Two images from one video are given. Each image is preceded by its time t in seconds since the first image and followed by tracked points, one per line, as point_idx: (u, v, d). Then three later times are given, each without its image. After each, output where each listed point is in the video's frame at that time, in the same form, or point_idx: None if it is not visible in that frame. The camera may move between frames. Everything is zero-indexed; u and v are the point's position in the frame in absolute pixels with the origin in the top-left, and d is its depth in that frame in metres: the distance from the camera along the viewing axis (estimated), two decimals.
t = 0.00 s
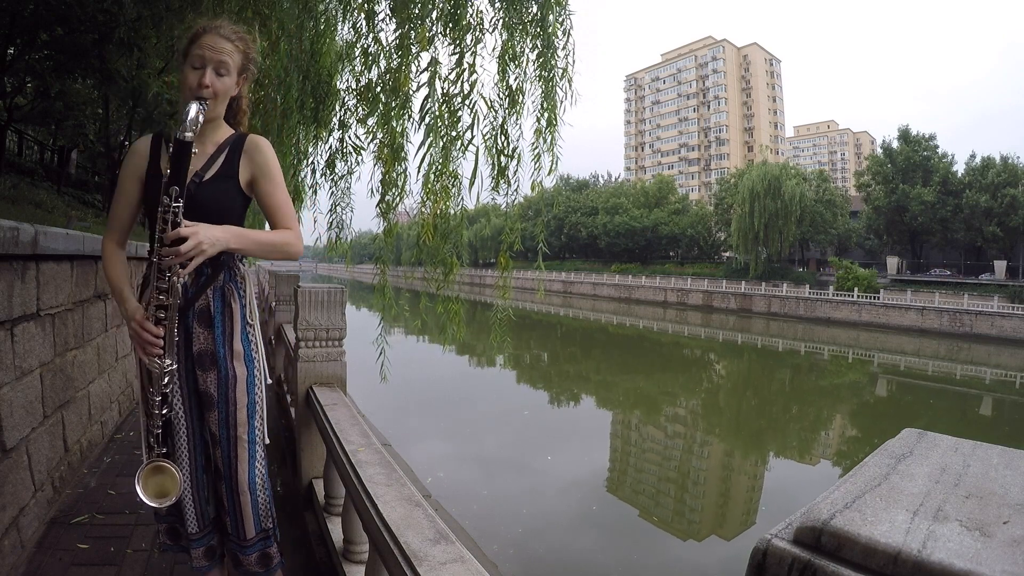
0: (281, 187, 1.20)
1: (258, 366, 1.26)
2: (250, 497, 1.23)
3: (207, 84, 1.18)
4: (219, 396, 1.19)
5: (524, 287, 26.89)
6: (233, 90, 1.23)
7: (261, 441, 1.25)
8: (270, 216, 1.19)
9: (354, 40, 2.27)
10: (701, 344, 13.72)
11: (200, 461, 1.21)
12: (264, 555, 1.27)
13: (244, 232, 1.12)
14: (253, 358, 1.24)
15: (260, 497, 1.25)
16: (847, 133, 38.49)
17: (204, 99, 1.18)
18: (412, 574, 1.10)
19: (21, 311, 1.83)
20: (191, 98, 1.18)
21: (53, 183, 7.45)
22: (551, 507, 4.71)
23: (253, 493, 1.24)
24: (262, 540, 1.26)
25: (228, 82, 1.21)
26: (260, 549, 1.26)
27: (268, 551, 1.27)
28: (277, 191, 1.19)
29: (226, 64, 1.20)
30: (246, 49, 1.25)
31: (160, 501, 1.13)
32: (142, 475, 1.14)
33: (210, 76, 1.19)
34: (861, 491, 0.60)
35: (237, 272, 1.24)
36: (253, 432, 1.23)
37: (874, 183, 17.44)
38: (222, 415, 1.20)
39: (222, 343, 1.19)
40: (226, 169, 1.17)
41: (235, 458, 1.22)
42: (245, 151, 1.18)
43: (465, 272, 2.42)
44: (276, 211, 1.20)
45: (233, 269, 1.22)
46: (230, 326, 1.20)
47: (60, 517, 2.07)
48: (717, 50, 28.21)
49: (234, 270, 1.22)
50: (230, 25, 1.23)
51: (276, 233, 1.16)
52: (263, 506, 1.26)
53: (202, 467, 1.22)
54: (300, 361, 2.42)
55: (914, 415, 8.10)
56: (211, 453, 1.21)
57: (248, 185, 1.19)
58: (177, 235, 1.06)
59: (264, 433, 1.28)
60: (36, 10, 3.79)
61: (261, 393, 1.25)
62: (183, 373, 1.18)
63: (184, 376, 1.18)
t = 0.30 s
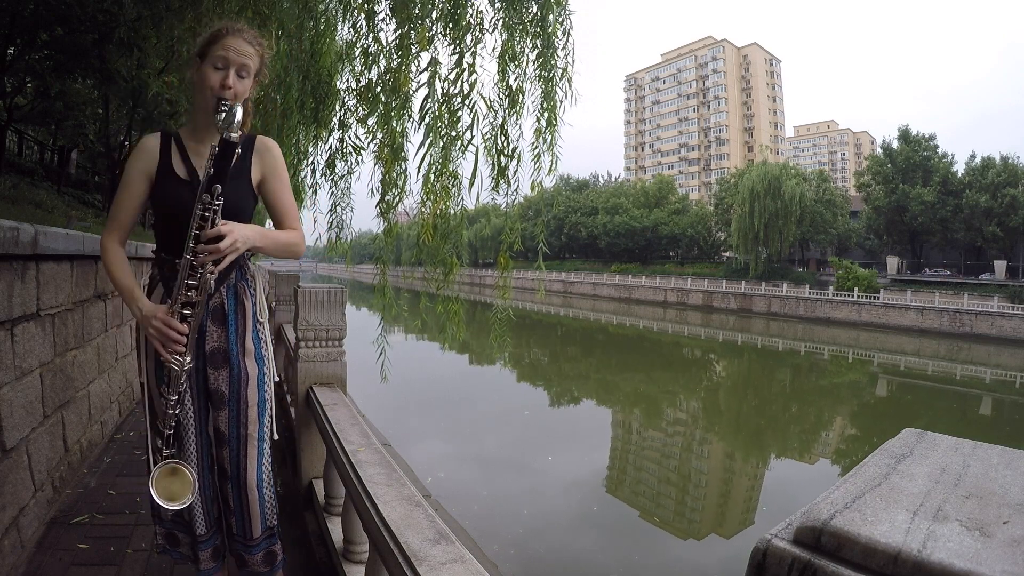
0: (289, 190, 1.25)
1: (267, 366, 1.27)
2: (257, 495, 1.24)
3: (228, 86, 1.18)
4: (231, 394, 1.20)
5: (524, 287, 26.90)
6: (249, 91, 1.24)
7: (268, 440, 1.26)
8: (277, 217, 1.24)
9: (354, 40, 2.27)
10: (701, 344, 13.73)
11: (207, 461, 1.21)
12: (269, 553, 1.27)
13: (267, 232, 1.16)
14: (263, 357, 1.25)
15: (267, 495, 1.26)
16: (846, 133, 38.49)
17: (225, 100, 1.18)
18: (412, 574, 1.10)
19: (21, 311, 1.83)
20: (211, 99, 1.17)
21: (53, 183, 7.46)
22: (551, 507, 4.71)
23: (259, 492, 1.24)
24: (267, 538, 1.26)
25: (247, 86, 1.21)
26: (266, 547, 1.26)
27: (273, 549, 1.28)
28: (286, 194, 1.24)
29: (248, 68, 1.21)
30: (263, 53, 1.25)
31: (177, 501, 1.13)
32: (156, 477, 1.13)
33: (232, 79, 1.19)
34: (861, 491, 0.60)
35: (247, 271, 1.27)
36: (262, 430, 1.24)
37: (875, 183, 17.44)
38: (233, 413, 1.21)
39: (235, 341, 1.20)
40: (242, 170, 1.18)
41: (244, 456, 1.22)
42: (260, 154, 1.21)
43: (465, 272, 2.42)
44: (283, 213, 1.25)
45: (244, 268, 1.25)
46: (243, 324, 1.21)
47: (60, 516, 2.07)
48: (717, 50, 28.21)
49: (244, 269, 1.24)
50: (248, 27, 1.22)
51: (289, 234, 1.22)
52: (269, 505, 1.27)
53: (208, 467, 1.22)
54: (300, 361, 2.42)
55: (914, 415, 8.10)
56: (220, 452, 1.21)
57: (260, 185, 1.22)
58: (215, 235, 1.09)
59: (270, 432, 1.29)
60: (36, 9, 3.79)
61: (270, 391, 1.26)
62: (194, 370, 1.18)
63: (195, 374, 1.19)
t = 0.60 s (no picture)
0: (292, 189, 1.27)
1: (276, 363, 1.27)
2: (268, 492, 1.25)
3: (240, 86, 1.18)
4: (243, 392, 1.20)
5: (524, 287, 26.91)
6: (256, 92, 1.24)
7: (278, 437, 1.27)
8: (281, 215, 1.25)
9: (355, 40, 2.27)
10: (701, 344, 13.73)
11: (216, 460, 1.21)
12: (279, 550, 1.29)
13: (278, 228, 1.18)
14: (273, 353, 1.26)
15: (276, 492, 1.27)
16: (846, 134, 38.47)
17: (236, 99, 1.18)
18: (412, 574, 1.10)
19: (21, 311, 1.83)
20: (222, 97, 1.17)
21: (53, 183, 7.47)
22: (551, 507, 4.71)
23: (270, 489, 1.25)
24: (277, 535, 1.28)
25: (256, 87, 1.21)
26: (276, 543, 1.28)
27: (283, 544, 1.30)
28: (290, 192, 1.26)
29: (258, 68, 1.21)
30: (270, 55, 1.26)
31: (187, 503, 1.13)
32: (165, 479, 1.13)
33: (243, 79, 1.19)
34: (861, 491, 0.60)
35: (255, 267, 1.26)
36: (273, 427, 1.25)
37: (874, 183, 17.44)
38: (245, 411, 1.21)
39: (246, 338, 1.20)
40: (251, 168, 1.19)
41: (254, 454, 1.23)
42: (267, 154, 1.23)
43: (465, 272, 2.42)
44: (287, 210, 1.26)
45: (252, 266, 1.25)
46: (254, 321, 1.22)
47: (60, 516, 2.07)
48: (717, 49, 28.21)
49: (253, 267, 1.24)
50: (256, 31, 1.23)
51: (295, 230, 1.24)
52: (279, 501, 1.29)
53: (217, 465, 1.22)
54: (300, 361, 2.42)
55: (914, 415, 8.10)
56: (231, 450, 1.21)
57: (264, 184, 1.23)
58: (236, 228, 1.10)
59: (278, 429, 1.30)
60: (36, 9, 3.79)
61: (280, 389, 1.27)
62: (205, 369, 1.18)
63: (206, 372, 1.18)
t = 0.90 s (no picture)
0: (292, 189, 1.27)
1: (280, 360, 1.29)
2: (275, 487, 1.27)
3: (240, 86, 1.18)
4: (249, 388, 1.21)
5: (524, 287, 26.91)
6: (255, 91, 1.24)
7: (282, 433, 1.29)
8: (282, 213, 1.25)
9: (355, 40, 2.27)
10: (701, 344, 13.73)
11: (222, 460, 1.22)
12: (286, 546, 1.31)
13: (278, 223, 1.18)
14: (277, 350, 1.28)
15: (283, 488, 1.29)
16: (846, 133, 38.46)
17: (236, 98, 1.17)
18: (412, 574, 1.10)
19: (21, 311, 1.83)
20: (222, 97, 1.17)
21: (53, 183, 7.47)
22: (551, 507, 4.71)
23: (277, 485, 1.27)
24: (284, 531, 1.30)
25: (256, 86, 1.22)
26: (283, 540, 1.30)
27: (289, 540, 1.31)
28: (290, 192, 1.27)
29: (257, 68, 1.21)
30: (268, 54, 1.26)
31: (194, 503, 1.12)
32: (169, 481, 1.12)
33: (242, 78, 1.19)
34: (861, 491, 0.60)
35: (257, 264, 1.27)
36: (278, 422, 1.27)
37: (874, 183, 17.44)
38: (251, 408, 1.22)
39: (252, 334, 1.22)
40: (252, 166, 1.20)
41: (261, 450, 1.24)
42: (268, 152, 1.23)
43: (465, 273, 2.42)
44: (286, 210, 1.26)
45: (255, 264, 1.25)
46: (258, 318, 1.23)
47: (60, 517, 2.07)
48: (717, 50, 28.22)
49: (255, 263, 1.25)
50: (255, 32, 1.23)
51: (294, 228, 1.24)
52: (285, 497, 1.30)
53: (223, 465, 1.22)
54: (300, 361, 2.42)
55: (914, 415, 8.09)
56: (238, 449, 1.22)
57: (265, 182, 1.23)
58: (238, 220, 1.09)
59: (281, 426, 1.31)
60: (36, 9, 3.78)
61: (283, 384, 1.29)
62: (209, 366, 1.19)
63: (211, 370, 1.19)
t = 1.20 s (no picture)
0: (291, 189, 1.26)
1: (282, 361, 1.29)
2: (277, 489, 1.27)
3: (232, 82, 1.17)
4: (249, 387, 1.22)
5: (524, 287, 26.91)
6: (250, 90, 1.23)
7: (283, 435, 1.29)
8: (280, 211, 1.24)
9: (355, 41, 2.27)
10: (701, 344, 13.72)
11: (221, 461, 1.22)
12: (289, 548, 1.31)
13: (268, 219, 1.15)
14: (279, 352, 1.27)
15: (285, 490, 1.29)
16: (846, 134, 38.49)
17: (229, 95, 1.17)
18: (412, 574, 1.10)
19: (21, 311, 1.83)
20: (216, 95, 1.17)
21: (53, 183, 7.48)
22: (551, 507, 4.71)
23: (280, 486, 1.27)
24: (287, 534, 1.30)
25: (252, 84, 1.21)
26: (285, 543, 1.30)
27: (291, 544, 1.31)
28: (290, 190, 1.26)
29: (251, 66, 1.21)
30: (263, 54, 1.26)
31: (189, 504, 1.13)
32: (164, 481, 1.12)
33: (236, 76, 1.18)
34: (861, 491, 0.60)
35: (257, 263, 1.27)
36: (279, 423, 1.27)
37: (875, 183, 17.45)
38: (251, 408, 1.22)
39: (251, 333, 1.21)
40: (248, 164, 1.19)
41: (261, 451, 1.24)
42: (263, 150, 1.23)
43: (465, 273, 2.42)
44: (286, 209, 1.24)
45: (256, 263, 1.25)
46: (259, 317, 1.23)
47: (60, 516, 2.07)
48: (717, 50, 28.23)
49: (255, 262, 1.25)
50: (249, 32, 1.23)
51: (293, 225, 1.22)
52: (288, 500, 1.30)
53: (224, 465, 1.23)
54: (300, 361, 2.42)
55: (914, 415, 8.10)
56: (239, 448, 1.22)
57: (263, 181, 1.23)
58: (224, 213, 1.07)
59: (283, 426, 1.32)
60: (36, 9, 3.78)
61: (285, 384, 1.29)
62: (209, 365, 1.19)
63: (211, 369, 1.19)
